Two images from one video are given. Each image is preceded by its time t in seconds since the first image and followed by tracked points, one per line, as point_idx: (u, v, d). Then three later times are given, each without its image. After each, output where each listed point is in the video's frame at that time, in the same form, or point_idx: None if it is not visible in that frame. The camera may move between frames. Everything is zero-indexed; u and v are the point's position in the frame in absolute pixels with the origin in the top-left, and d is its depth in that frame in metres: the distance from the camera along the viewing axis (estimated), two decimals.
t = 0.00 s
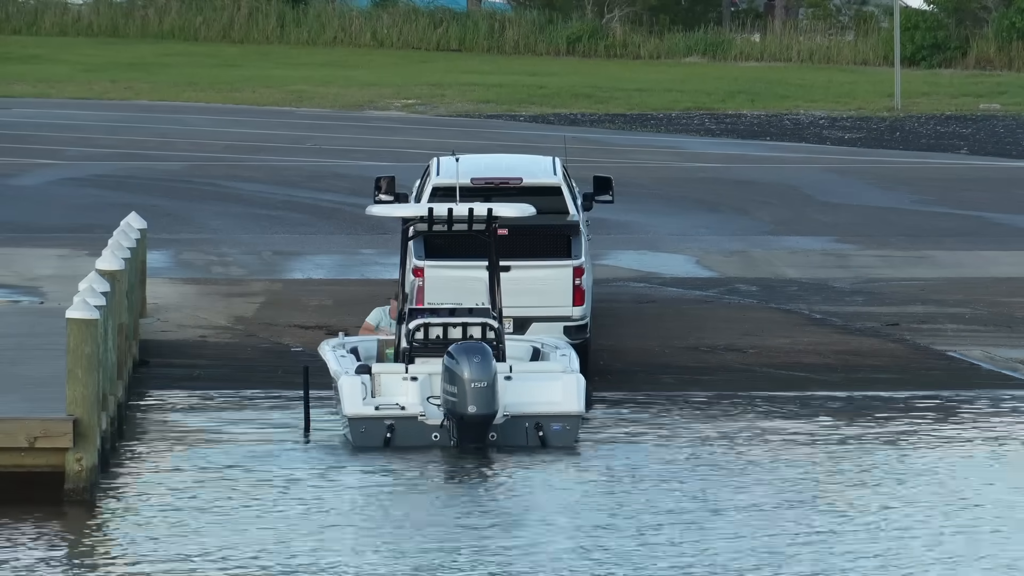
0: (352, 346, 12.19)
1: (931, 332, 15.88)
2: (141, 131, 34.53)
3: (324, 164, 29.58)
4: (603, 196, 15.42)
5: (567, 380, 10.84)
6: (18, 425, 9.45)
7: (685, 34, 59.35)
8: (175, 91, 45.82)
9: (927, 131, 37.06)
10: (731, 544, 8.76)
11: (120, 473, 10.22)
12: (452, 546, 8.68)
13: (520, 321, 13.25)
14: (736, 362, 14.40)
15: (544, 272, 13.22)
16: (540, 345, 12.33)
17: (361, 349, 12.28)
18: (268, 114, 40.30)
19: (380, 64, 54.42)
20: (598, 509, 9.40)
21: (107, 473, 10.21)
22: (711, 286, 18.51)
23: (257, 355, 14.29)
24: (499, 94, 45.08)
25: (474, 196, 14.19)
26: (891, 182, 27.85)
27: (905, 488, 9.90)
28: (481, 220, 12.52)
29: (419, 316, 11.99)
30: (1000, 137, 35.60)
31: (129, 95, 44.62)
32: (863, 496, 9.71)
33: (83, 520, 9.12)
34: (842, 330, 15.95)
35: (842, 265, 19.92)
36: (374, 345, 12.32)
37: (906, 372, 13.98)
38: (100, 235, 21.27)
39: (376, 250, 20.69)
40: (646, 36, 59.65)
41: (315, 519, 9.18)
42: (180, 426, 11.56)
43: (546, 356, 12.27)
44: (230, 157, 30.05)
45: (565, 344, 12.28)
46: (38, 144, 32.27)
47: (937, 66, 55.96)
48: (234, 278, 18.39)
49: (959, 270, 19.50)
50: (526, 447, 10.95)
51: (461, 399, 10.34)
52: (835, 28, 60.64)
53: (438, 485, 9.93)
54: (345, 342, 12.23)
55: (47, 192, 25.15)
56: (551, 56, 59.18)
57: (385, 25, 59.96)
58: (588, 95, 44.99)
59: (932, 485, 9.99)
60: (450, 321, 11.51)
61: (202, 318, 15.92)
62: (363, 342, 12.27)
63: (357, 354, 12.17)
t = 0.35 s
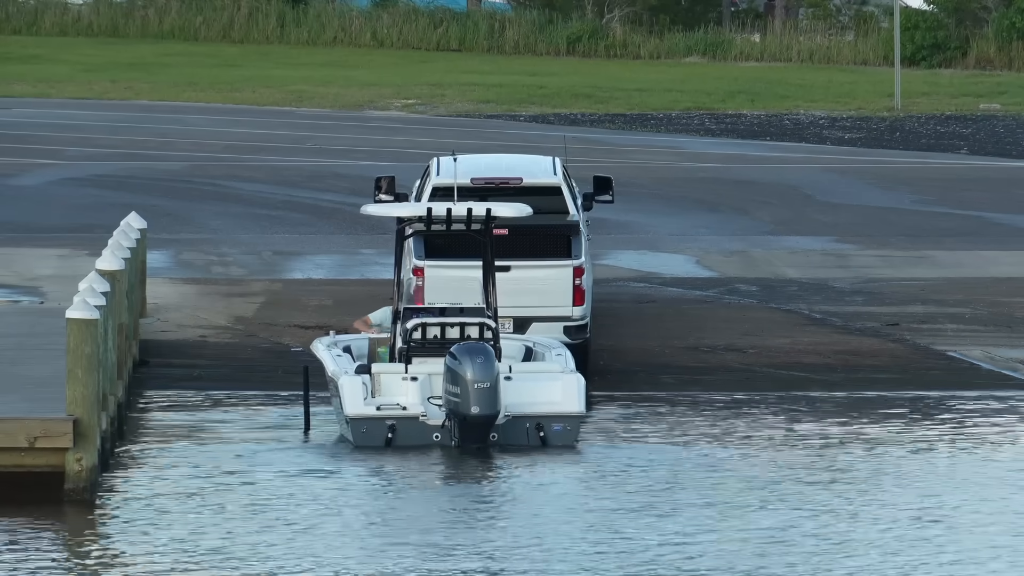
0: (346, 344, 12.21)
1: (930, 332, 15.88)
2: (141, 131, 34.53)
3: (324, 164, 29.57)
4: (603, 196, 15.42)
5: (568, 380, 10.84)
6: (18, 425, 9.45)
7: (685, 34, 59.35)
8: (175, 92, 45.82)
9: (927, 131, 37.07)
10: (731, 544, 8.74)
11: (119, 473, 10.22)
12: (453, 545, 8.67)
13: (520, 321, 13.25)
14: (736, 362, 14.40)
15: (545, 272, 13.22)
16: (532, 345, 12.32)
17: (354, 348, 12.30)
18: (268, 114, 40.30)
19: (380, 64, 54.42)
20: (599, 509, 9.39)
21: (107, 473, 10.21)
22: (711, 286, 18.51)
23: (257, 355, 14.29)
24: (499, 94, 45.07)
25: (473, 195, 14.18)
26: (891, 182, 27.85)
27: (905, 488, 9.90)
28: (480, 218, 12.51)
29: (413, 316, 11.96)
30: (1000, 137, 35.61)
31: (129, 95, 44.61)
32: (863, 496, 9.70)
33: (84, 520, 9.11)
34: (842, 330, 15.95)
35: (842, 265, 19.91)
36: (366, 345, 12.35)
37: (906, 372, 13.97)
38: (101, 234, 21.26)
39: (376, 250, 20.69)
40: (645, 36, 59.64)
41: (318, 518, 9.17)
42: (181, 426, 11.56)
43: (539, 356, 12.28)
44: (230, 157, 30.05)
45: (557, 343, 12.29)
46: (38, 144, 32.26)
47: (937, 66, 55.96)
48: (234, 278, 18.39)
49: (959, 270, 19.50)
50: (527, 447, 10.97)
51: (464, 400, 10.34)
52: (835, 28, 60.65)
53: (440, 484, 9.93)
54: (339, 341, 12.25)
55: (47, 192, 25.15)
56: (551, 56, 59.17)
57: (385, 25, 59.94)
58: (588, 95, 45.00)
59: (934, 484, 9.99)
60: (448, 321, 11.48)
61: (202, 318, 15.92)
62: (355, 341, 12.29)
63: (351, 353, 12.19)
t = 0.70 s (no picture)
0: (348, 345, 12.20)
1: (931, 332, 15.88)
2: (141, 131, 34.53)
3: (324, 164, 29.57)
4: (603, 196, 15.42)
5: (565, 379, 10.82)
6: (18, 425, 9.46)
7: (685, 34, 59.36)
8: (175, 91, 45.81)
9: (927, 131, 37.06)
10: (730, 545, 8.74)
11: (120, 473, 10.22)
12: (452, 545, 8.68)
13: (520, 321, 13.25)
14: (736, 362, 14.39)
15: (545, 272, 13.22)
16: (535, 344, 12.31)
17: (357, 349, 12.30)
18: (268, 114, 40.30)
19: (381, 64, 54.43)
20: (596, 508, 9.39)
21: (107, 473, 10.22)
22: (711, 286, 18.51)
23: (257, 355, 14.28)
24: (499, 94, 45.07)
25: (472, 195, 14.17)
26: (892, 182, 27.85)
27: (903, 488, 9.90)
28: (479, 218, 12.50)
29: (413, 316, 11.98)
30: (1000, 137, 35.60)
31: (129, 95, 44.61)
32: (862, 496, 9.71)
33: (83, 519, 9.12)
34: (842, 330, 15.95)
35: (842, 265, 19.91)
36: (369, 345, 12.34)
37: (906, 372, 13.97)
38: (100, 235, 21.27)
39: (376, 250, 20.69)
40: (646, 36, 59.64)
41: (317, 518, 9.18)
42: (181, 426, 11.56)
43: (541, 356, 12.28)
44: (230, 157, 30.05)
45: (560, 343, 12.30)
46: (38, 144, 32.26)
47: (937, 65, 55.95)
48: (234, 278, 18.39)
49: (959, 270, 19.50)
50: (523, 446, 10.96)
51: (458, 398, 10.34)
52: (835, 28, 60.65)
53: (436, 484, 9.93)
54: (342, 342, 12.25)
55: (47, 192, 25.15)
56: (551, 56, 59.17)
57: (385, 25, 59.92)
58: (588, 95, 45.00)
59: (933, 484, 9.99)
60: (447, 320, 11.51)
61: (202, 318, 15.92)
62: (358, 341, 12.29)
63: (353, 353, 12.18)
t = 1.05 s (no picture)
0: (361, 345, 12.18)
1: (931, 332, 15.88)
2: (141, 131, 34.52)
3: (324, 164, 29.56)
4: (603, 196, 15.42)
5: (559, 379, 10.82)
6: (18, 424, 9.48)
7: (685, 34, 59.35)
8: (175, 91, 45.81)
9: (928, 131, 37.06)
10: (728, 544, 8.74)
11: (119, 473, 10.22)
12: (449, 545, 8.67)
13: (520, 321, 13.26)
14: (736, 362, 14.39)
15: (545, 272, 13.21)
16: (548, 343, 12.33)
17: (371, 348, 12.30)
18: (268, 114, 40.30)
19: (381, 64, 54.43)
20: (591, 509, 9.38)
21: (107, 473, 10.22)
22: (711, 286, 18.51)
23: (257, 355, 14.29)
24: (499, 94, 45.07)
25: (473, 195, 14.17)
26: (892, 182, 27.85)
27: (903, 488, 9.89)
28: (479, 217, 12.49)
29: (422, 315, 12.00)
30: (1000, 137, 35.59)
31: (129, 95, 44.61)
32: (860, 495, 9.70)
33: (83, 520, 9.12)
34: (842, 330, 15.95)
35: (842, 265, 19.91)
36: (384, 344, 12.35)
37: (906, 372, 13.97)
38: (100, 235, 21.26)
39: (376, 250, 20.69)
40: (646, 36, 59.62)
41: (315, 518, 9.17)
42: (181, 427, 11.57)
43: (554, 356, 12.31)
44: (230, 157, 30.04)
45: (572, 342, 12.34)
46: (38, 144, 32.25)
47: (937, 65, 55.95)
48: (234, 278, 18.39)
49: (959, 270, 19.50)
50: (516, 446, 10.95)
51: (447, 398, 10.35)
52: (835, 28, 60.65)
53: (428, 484, 9.93)
54: (356, 342, 12.23)
55: (47, 192, 25.14)
56: (551, 56, 59.16)
57: (385, 25, 59.91)
58: (588, 95, 45.00)
59: (932, 484, 9.99)
60: (448, 320, 11.54)
61: (202, 318, 15.92)
62: (372, 341, 12.29)
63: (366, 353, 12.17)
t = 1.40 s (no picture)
0: (356, 344, 12.14)
1: (931, 332, 15.88)
2: (141, 131, 34.52)
3: (324, 164, 29.55)
4: (604, 196, 15.41)
5: (562, 380, 10.82)
6: (19, 424, 9.48)
7: (685, 34, 59.35)
8: (174, 91, 45.81)
9: (927, 131, 37.06)
10: (729, 545, 8.73)
11: (119, 474, 10.22)
12: (451, 546, 8.66)
13: (520, 320, 13.26)
14: (736, 362, 14.39)
15: (544, 272, 13.21)
16: (543, 343, 12.34)
17: (365, 348, 12.26)
18: (268, 114, 40.30)
19: (381, 64, 54.43)
20: (596, 509, 9.37)
21: (107, 473, 10.22)
22: (711, 286, 18.51)
23: (257, 355, 14.29)
24: (499, 94, 45.07)
25: (473, 195, 14.18)
26: (892, 182, 27.85)
27: (904, 488, 9.89)
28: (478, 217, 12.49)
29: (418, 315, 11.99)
30: (1000, 137, 35.59)
31: (129, 95, 44.61)
32: (861, 496, 9.70)
33: (83, 519, 9.12)
34: (842, 330, 15.95)
35: (842, 265, 19.92)
36: (378, 344, 12.35)
37: (906, 372, 13.98)
38: (100, 234, 21.27)
39: (376, 250, 20.68)
40: (646, 36, 59.61)
41: (315, 518, 9.17)
42: (181, 426, 11.58)
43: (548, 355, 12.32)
44: (230, 157, 30.04)
45: (567, 342, 12.34)
46: (38, 144, 32.25)
47: (937, 65, 55.95)
48: (234, 278, 18.39)
49: (958, 270, 19.51)
50: (520, 446, 10.96)
51: (453, 399, 10.36)
52: (835, 28, 60.65)
53: (433, 484, 9.93)
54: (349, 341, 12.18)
55: (47, 192, 25.15)
56: (551, 56, 59.15)
57: (385, 25, 59.89)
58: (588, 95, 45.00)
59: (933, 484, 9.99)
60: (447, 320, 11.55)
61: (202, 318, 15.92)
62: (366, 340, 12.28)
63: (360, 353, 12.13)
